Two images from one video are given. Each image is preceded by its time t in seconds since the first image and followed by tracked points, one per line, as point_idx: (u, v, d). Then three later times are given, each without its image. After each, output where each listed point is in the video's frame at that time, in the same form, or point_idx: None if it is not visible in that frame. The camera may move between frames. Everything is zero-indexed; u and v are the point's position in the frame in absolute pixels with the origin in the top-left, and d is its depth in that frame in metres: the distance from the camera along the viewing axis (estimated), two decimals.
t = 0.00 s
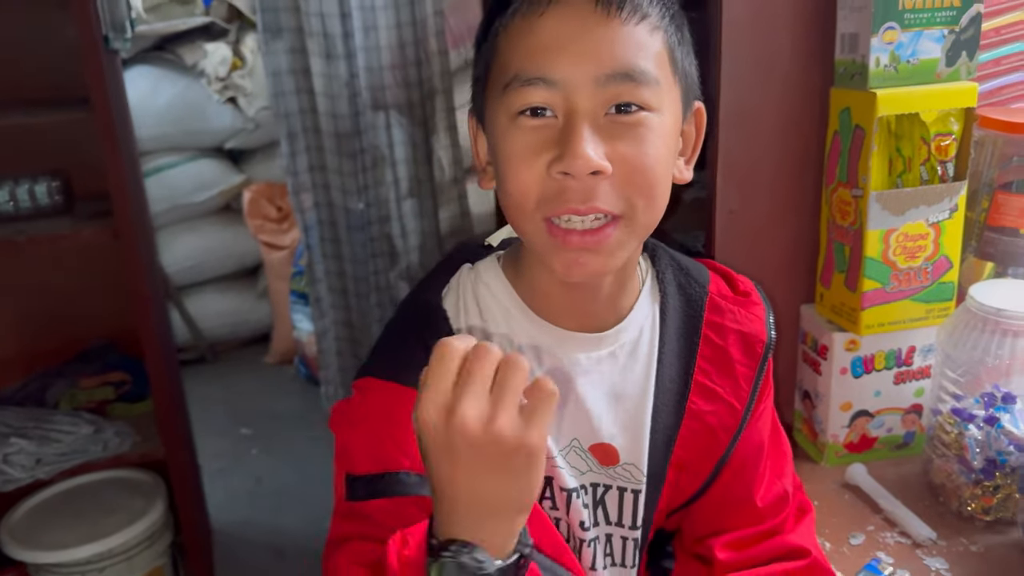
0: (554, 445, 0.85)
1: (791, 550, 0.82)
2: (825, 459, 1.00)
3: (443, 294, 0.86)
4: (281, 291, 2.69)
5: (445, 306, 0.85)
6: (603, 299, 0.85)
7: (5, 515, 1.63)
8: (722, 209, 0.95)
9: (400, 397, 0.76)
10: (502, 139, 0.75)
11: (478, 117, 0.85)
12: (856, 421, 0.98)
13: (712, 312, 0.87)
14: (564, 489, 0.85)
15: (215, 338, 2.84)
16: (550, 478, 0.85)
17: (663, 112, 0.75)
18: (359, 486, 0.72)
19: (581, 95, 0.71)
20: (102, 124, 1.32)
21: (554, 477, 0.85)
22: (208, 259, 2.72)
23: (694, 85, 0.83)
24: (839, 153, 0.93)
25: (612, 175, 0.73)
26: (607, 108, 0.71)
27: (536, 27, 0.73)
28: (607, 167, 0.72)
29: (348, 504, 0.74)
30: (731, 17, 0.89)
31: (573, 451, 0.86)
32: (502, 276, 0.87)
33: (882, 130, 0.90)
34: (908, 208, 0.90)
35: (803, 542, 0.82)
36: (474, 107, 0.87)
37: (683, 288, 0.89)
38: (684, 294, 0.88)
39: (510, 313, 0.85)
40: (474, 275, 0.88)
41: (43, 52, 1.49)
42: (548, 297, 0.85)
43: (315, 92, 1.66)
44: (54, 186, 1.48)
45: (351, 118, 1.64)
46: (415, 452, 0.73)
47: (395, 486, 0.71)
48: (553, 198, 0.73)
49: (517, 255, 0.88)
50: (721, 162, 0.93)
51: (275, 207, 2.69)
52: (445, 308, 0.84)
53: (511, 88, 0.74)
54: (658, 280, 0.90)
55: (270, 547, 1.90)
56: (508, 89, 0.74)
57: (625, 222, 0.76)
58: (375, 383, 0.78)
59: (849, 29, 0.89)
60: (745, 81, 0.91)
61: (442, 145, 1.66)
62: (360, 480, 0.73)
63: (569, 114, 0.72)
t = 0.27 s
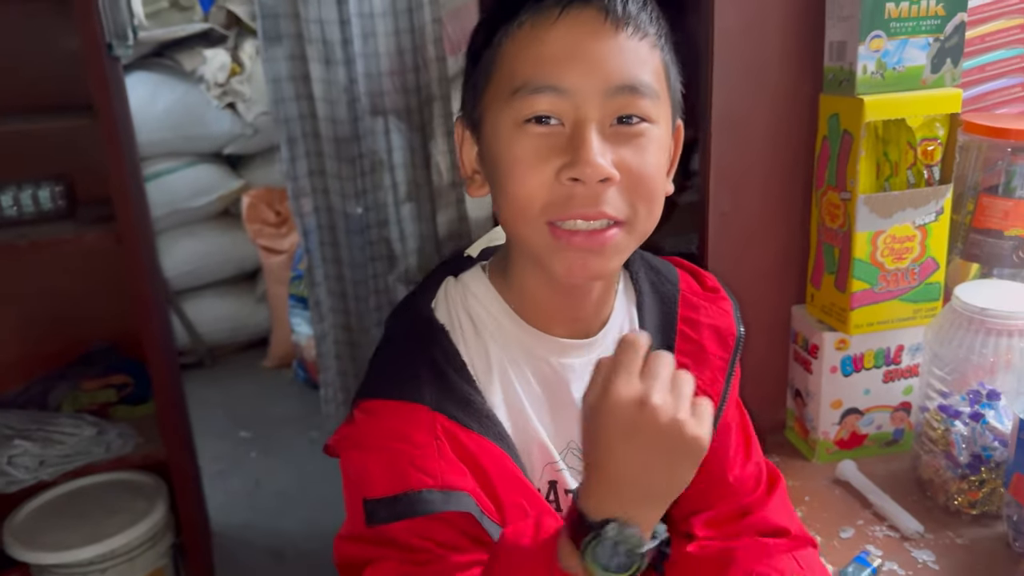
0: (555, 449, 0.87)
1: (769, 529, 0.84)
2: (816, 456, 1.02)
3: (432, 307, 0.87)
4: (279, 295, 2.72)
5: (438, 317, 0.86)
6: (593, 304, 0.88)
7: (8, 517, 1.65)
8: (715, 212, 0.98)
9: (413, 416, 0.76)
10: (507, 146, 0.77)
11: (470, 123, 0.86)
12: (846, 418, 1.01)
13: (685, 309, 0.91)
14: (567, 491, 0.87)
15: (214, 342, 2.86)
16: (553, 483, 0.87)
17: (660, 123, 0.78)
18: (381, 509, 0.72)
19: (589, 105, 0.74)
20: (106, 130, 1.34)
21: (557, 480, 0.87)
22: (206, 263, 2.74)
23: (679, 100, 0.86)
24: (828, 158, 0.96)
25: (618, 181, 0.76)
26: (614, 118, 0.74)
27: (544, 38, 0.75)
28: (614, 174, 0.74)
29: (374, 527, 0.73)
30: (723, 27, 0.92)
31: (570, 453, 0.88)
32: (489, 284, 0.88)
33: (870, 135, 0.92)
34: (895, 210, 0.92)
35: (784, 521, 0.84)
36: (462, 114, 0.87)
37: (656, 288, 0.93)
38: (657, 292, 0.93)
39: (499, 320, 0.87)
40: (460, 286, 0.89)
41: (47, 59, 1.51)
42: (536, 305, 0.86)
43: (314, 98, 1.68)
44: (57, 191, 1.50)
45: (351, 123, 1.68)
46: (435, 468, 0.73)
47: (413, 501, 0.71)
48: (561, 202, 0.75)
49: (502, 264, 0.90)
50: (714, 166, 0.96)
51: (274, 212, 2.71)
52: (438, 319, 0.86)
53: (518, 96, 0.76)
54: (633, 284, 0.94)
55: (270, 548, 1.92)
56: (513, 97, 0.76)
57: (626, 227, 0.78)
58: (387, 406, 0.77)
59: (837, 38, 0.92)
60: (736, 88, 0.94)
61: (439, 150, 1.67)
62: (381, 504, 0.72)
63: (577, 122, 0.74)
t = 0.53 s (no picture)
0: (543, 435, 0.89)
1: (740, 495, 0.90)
2: (809, 457, 1.05)
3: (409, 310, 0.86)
4: (278, 300, 2.73)
5: (420, 319, 0.85)
6: (566, 295, 0.89)
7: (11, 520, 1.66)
8: (709, 218, 1.01)
9: (413, 415, 0.74)
10: (466, 150, 0.80)
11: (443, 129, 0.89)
12: (839, 419, 1.03)
13: (645, 290, 0.98)
14: (560, 474, 0.89)
15: (213, 347, 2.87)
16: (546, 469, 0.89)
17: (613, 130, 0.80)
18: (389, 512, 0.68)
19: (540, 112, 0.77)
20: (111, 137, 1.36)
21: (550, 466, 0.89)
22: (205, 269, 2.76)
23: (642, 107, 0.90)
24: (819, 165, 0.98)
25: (566, 185, 0.78)
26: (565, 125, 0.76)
27: (501, 49, 0.79)
28: (562, 178, 0.76)
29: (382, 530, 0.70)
30: (717, 38, 0.94)
31: (559, 438, 0.90)
32: (462, 284, 0.89)
33: (860, 144, 0.95)
34: (885, 217, 0.95)
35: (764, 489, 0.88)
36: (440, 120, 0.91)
37: (615, 273, 0.99)
38: (617, 275, 0.98)
39: (475, 315, 0.87)
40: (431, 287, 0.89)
41: (51, 68, 1.53)
42: (510, 299, 0.87)
43: (314, 105, 1.69)
44: (61, 198, 1.52)
45: (350, 130, 1.70)
46: (439, 462, 0.70)
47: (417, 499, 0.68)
48: (512, 204, 0.78)
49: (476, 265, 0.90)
50: (708, 174, 0.98)
51: (273, 218, 2.72)
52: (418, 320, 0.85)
53: (476, 104, 0.79)
54: (596, 275, 0.98)
55: (271, 552, 1.94)
56: (472, 105, 0.79)
57: (577, 228, 0.81)
58: (387, 409, 0.75)
59: (827, 50, 0.94)
60: (731, 98, 0.97)
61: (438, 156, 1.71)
62: (389, 506, 0.69)
63: (528, 128, 0.77)
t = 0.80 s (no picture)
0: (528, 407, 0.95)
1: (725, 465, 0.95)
2: (807, 457, 1.06)
3: (406, 295, 0.92)
4: (277, 303, 2.74)
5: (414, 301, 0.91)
6: (547, 276, 0.95)
7: (12, 522, 1.67)
8: (708, 221, 1.02)
9: (403, 383, 0.80)
10: (454, 133, 0.86)
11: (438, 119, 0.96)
12: (836, 420, 1.04)
13: (625, 279, 1.05)
14: (542, 445, 0.95)
15: (212, 349, 2.88)
16: (528, 441, 0.95)
17: (589, 115, 0.87)
18: (377, 468, 0.75)
19: (521, 97, 0.83)
20: (112, 141, 1.37)
21: (532, 437, 0.95)
22: (205, 272, 2.77)
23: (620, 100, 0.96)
24: (816, 169, 0.99)
25: (546, 162, 0.84)
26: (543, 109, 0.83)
27: (485, 40, 0.85)
28: (539, 155, 0.83)
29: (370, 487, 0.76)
30: (714, 44, 0.95)
31: (543, 412, 0.96)
32: (453, 266, 0.95)
33: (856, 147, 0.96)
34: (881, 220, 0.96)
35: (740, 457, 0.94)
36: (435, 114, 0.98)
37: (597, 262, 1.05)
38: (600, 266, 1.05)
39: (468, 296, 0.93)
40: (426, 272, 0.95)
41: (53, 71, 1.54)
42: (498, 277, 0.94)
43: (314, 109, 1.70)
44: (63, 201, 1.53)
45: (350, 134, 1.70)
46: (423, 423, 0.77)
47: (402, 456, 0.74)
48: (495, 178, 0.84)
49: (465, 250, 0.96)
50: (707, 177, 1.00)
51: (272, 221, 2.73)
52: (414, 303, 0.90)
53: (462, 89, 0.85)
54: (578, 262, 1.04)
55: (271, 553, 1.95)
56: (459, 90, 0.86)
57: (557, 202, 0.87)
58: (381, 376, 0.81)
59: (824, 54, 0.95)
60: (728, 102, 0.98)
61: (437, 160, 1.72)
62: (376, 463, 0.75)
63: (511, 112, 0.83)
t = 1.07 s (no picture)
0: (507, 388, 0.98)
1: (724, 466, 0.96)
2: (808, 458, 1.06)
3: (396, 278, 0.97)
4: (277, 303, 2.74)
5: (401, 281, 0.97)
6: (530, 261, 0.97)
7: (13, 522, 1.67)
8: (709, 221, 1.02)
9: (380, 357, 0.85)
10: (439, 115, 0.90)
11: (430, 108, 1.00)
12: (837, 422, 1.04)
13: (618, 269, 1.05)
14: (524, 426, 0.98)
15: (212, 350, 2.88)
16: (510, 419, 0.98)
17: (568, 102, 0.89)
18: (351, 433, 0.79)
19: (502, 82, 0.87)
20: (114, 142, 1.37)
21: (514, 417, 0.98)
22: (204, 274, 2.77)
23: (600, 94, 0.98)
24: (818, 170, 0.99)
25: (522, 143, 0.87)
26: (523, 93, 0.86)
27: (471, 27, 0.89)
28: (515, 135, 0.85)
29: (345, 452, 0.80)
30: (717, 46, 0.95)
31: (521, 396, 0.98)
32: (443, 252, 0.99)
33: (858, 149, 0.96)
34: (882, 222, 0.96)
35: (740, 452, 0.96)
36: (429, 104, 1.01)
37: (590, 253, 1.07)
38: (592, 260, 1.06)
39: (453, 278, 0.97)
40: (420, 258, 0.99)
41: (54, 72, 1.54)
42: (484, 264, 0.96)
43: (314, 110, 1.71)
44: (64, 202, 1.53)
45: (351, 135, 1.71)
46: (397, 396, 0.81)
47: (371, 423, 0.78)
48: (474, 155, 0.87)
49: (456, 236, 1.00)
50: (708, 178, 1.00)
51: (272, 222, 2.73)
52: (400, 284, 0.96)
53: (447, 72, 0.89)
54: (572, 255, 1.07)
55: (271, 554, 1.95)
56: (445, 73, 0.90)
57: (532, 181, 0.89)
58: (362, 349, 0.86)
59: (826, 56, 0.96)
60: (729, 104, 0.98)
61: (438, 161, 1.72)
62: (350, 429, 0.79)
63: (491, 94, 0.87)
